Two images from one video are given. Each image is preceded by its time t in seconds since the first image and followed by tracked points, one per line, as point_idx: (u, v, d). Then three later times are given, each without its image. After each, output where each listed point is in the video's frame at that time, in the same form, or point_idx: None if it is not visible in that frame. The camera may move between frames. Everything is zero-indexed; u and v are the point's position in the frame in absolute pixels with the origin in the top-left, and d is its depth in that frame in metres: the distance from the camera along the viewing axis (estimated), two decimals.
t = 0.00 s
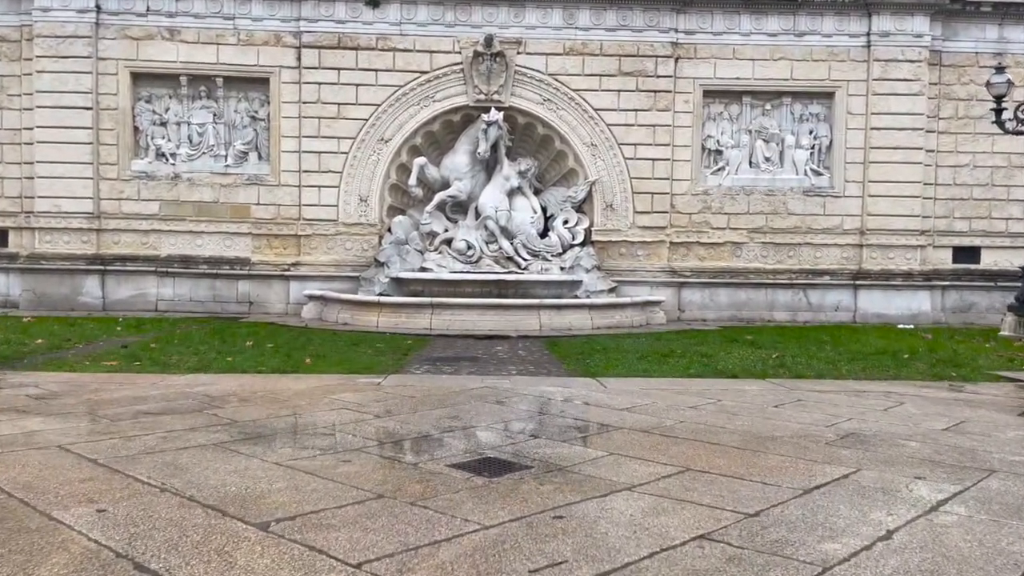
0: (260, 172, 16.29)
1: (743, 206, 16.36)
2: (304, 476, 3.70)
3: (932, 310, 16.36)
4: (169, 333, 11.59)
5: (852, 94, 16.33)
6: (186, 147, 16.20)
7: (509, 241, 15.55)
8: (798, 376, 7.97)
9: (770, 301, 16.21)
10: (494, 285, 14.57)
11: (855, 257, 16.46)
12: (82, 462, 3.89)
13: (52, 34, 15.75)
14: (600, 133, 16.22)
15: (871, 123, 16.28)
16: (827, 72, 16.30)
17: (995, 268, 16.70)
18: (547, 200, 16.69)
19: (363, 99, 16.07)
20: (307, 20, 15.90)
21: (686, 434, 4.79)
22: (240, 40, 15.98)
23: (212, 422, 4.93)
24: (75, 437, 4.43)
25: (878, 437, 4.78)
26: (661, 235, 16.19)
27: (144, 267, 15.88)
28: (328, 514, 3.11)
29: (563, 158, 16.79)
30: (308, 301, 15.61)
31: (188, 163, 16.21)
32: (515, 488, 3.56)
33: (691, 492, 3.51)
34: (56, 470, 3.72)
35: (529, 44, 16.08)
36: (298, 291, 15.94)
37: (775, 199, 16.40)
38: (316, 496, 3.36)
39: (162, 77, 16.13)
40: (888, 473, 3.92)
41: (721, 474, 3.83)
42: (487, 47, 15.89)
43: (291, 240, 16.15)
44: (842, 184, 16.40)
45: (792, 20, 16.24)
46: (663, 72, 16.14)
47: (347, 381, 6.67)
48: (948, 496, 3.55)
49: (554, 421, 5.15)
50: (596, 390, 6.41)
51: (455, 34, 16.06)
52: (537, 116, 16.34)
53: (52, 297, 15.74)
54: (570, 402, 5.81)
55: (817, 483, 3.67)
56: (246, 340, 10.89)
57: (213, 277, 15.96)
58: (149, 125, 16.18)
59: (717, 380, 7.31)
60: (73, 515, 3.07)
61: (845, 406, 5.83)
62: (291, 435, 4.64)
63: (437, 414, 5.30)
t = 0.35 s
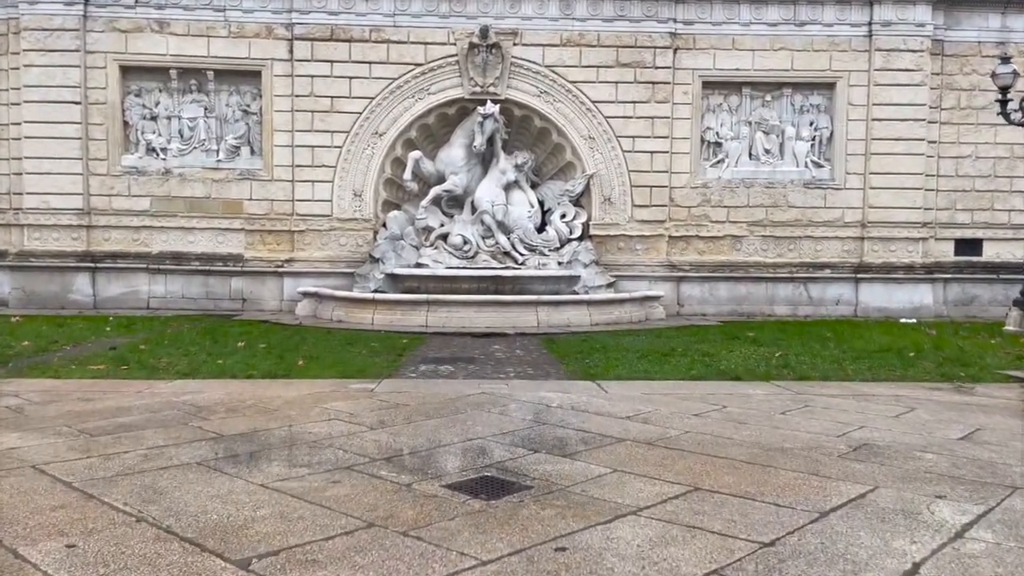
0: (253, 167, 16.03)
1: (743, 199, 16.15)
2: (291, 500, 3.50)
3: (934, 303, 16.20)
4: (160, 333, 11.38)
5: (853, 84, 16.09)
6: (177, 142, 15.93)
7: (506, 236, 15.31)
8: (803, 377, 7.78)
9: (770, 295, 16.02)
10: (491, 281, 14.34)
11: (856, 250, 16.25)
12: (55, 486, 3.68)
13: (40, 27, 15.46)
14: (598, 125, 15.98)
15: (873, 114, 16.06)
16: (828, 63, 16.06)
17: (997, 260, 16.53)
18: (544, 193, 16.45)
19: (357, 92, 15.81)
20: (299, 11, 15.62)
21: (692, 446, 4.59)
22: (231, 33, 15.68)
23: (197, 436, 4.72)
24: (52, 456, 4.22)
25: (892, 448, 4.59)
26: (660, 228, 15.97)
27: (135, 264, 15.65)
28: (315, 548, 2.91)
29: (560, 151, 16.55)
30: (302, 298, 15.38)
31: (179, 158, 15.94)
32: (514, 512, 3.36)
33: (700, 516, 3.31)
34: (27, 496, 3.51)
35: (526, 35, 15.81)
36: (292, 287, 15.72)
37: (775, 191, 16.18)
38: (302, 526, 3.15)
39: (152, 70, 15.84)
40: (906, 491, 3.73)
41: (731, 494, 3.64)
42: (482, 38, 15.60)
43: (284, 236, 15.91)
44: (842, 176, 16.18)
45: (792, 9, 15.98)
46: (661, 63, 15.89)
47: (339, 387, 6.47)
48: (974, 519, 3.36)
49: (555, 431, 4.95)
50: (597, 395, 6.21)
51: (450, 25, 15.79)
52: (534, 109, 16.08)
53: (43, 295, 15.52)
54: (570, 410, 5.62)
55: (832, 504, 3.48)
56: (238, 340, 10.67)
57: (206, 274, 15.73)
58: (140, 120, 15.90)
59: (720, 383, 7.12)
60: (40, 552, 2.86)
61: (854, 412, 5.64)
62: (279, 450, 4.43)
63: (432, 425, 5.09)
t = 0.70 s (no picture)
0: (247, 159, 15.79)
1: (744, 190, 15.96)
2: (288, 517, 3.32)
3: (936, 294, 16.06)
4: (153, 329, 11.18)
5: (856, 73, 15.88)
6: (169, 133, 15.68)
7: (504, 228, 15.11)
8: (810, 374, 7.62)
9: (771, 287, 15.86)
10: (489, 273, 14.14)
11: (858, 241, 16.08)
12: (40, 502, 3.50)
13: (29, 17, 15.19)
14: (597, 115, 15.76)
15: (875, 103, 15.86)
16: (830, 51, 15.84)
17: (1000, 251, 16.39)
18: (542, 184, 16.24)
19: (352, 82, 15.56)
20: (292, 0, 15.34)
21: (705, 453, 4.43)
22: (223, 22, 15.41)
23: (190, 443, 4.54)
24: (37, 467, 4.05)
25: (912, 453, 4.44)
26: (660, 220, 15.79)
27: (129, 258, 15.42)
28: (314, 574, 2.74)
29: (558, 142, 16.34)
30: (298, 292, 15.19)
31: (172, 150, 15.69)
32: (523, 530, 3.19)
33: (719, 533, 3.15)
34: (9, 514, 3.34)
35: (524, 24, 15.56)
36: (288, 281, 15.52)
37: (777, 181, 15.99)
38: (299, 548, 2.98)
39: (143, 60, 15.56)
40: (932, 502, 3.58)
41: (749, 508, 3.47)
42: (480, 27, 15.34)
43: (279, 228, 15.68)
44: (844, 166, 15.99)
45: None
46: (661, 52, 15.66)
47: (337, 389, 6.29)
48: (1006, 535, 3.20)
49: (561, 436, 4.78)
50: (602, 396, 6.04)
51: (446, 14, 15.53)
52: (532, 99, 15.85)
53: (34, 290, 15.31)
54: (575, 412, 5.45)
55: (856, 519, 3.32)
56: (233, 337, 10.48)
57: (200, 267, 15.52)
58: (131, 111, 15.64)
59: (727, 381, 6.95)
60: None
61: (868, 413, 5.47)
62: (275, 459, 4.26)
63: (434, 430, 4.92)
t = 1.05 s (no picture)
0: (240, 152, 15.55)
1: (744, 181, 15.76)
2: (282, 545, 3.15)
3: (938, 285, 15.93)
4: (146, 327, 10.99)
5: (857, 62, 15.68)
6: (161, 127, 15.43)
7: (502, 221, 14.90)
8: (817, 373, 7.47)
9: (772, 279, 15.71)
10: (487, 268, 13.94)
11: (859, 232, 15.91)
12: (21, 529, 3.33)
13: (16, 8, 14.91)
14: (595, 107, 15.54)
15: (877, 92, 15.66)
16: (830, 40, 15.62)
17: (1003, 241, 16.24)
18: (540, 177, 16.03)
19: (347, 73, 15.31)
20: None
21: (716, 465, 4.27)
22: (214, 12, 15.13)
23: (181, 458, 4.38)
24: (19, 488, 3.88)
25: (930, 464, 4.29)
26: (660, 212, 15.60)
27: (121, 253, 15.22)
28: None
29: (556, 134, 16.13)
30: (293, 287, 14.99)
31: (164, 143, 15.45)
32: (531, 559, 3.03)
33: (737, 561, 3.00)
34: None
35: (520, 13, 15.31)
36: (283, 276, 15.33)
37: (777, 173, 15.80)
38: None
39: (133, 52, 15.29)
40: (958, 522, 3.43)
41: (767, 530, 3.32)
42: (476, 17, 15.09)
43: (274, 222, 15.47)
44: (845, 157, 15.80)
45: None
46: (660, 42, 15.45)
47: (333, 395, 6.12)
48: None
49: (566, 447, 4.62)
50: (607, 401, 5.88)
51: (442, 4, 15.27)
52: (529, 90, 15.63)
53: (25, 286, 15.10)
54: (580, 420, 5.28)
55: (880, 544, 3.16)
56: (227, 336, 10.30)
57: (194, 263, 15.31)
58: (121, 104, 15.37)
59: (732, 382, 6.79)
60: None
61: (881, 419, 5.32)
62: (269, 476, 4.10)
63: (434, 441, 4.76)
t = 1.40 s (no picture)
0: (233, 148, 15.32)
1: (744, 179, 15.57)
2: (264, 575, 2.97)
3: (939, 286, 15.78)
4: (135, 327, 10.78)
5: (858, 59, 15.48)
6: (152, 122, 15.19)
7: (498, 219, 14.69)
8: (822, 379, 7.30)
9: (771, 279, 15.55)
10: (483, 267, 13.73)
11: (859, 232, 15.72)
12: None
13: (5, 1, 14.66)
14: (594, 103, 15.33)
15: (878, 90, 15.47)
16: (832, 36, 15.42)
17: (1005, 241, 16.08)
18: (537, 174, 15.83)
19: (342, 68, 15.08)
20: None
21: (722, 483, 4.09)
22: (207, 6, 14.88)
23: (162, 473, 4.18)
24: None
25: (946, 482, 4.12)
26: (658, 211, 15.41)
27: (112, 250, 14.99)
28: None
29: (554, 131, 15.92)
30: (287, 286, 14.79)
31: (155, 139, 15.20)
32: None
33: None
34: None
35: (518, 8, 15.09)
36: (276, 274, 15.13)
37: (777, 171, 15.60)
38: None
39: (124, 46, 15.04)
40: (981, 549, 3.26)
41: (778, 558, 3.15)
42: (473, 12, 14.86)
43: (267, 220, 15.24)
44: (846, 155, 15.62)
45: None
46: (659, 38, 15.24)
47: (324, 402, 5.93)
48: None
49: (565, 461, 4.44)
50: (607, 410, 5.69)
51: None
52: (526, 86, 15.41)
53: (14, 284, 14.88)
54: (580, 431, 5.10)
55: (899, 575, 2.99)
56: (218, 337, 10.10)
57: (186, 260, 15.10)
58: (112, 98, 15.12)
59: (735, 389, 6.61)
60: None
61: (890, 431, 5.15)
62: (254, 493, 3.91)
63: (428, 455, 4.57)
